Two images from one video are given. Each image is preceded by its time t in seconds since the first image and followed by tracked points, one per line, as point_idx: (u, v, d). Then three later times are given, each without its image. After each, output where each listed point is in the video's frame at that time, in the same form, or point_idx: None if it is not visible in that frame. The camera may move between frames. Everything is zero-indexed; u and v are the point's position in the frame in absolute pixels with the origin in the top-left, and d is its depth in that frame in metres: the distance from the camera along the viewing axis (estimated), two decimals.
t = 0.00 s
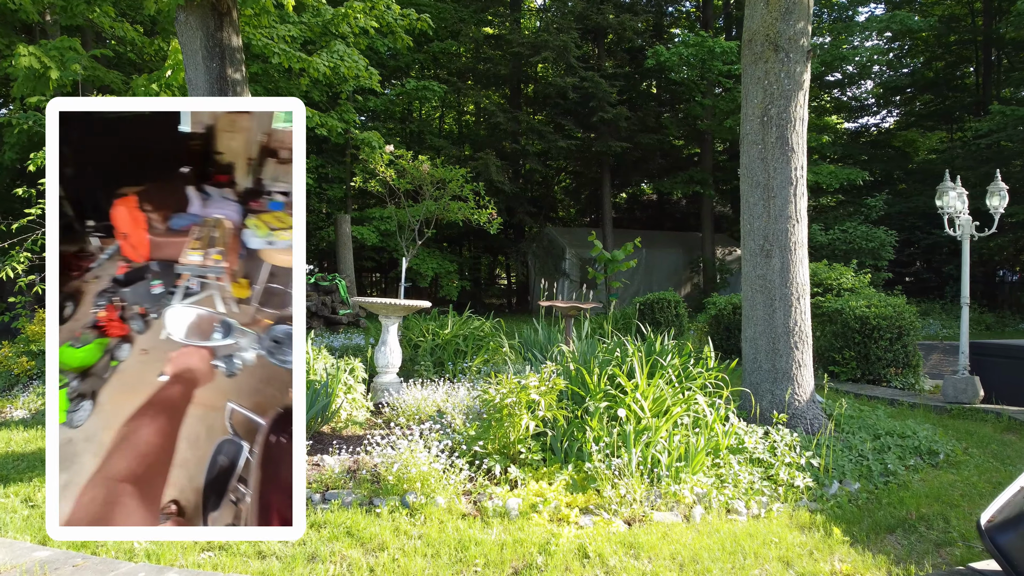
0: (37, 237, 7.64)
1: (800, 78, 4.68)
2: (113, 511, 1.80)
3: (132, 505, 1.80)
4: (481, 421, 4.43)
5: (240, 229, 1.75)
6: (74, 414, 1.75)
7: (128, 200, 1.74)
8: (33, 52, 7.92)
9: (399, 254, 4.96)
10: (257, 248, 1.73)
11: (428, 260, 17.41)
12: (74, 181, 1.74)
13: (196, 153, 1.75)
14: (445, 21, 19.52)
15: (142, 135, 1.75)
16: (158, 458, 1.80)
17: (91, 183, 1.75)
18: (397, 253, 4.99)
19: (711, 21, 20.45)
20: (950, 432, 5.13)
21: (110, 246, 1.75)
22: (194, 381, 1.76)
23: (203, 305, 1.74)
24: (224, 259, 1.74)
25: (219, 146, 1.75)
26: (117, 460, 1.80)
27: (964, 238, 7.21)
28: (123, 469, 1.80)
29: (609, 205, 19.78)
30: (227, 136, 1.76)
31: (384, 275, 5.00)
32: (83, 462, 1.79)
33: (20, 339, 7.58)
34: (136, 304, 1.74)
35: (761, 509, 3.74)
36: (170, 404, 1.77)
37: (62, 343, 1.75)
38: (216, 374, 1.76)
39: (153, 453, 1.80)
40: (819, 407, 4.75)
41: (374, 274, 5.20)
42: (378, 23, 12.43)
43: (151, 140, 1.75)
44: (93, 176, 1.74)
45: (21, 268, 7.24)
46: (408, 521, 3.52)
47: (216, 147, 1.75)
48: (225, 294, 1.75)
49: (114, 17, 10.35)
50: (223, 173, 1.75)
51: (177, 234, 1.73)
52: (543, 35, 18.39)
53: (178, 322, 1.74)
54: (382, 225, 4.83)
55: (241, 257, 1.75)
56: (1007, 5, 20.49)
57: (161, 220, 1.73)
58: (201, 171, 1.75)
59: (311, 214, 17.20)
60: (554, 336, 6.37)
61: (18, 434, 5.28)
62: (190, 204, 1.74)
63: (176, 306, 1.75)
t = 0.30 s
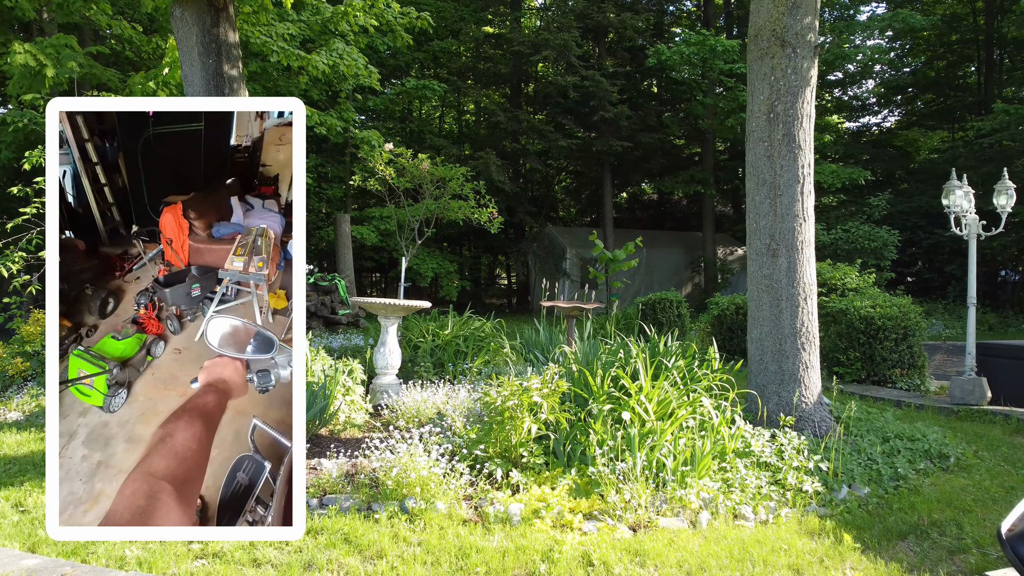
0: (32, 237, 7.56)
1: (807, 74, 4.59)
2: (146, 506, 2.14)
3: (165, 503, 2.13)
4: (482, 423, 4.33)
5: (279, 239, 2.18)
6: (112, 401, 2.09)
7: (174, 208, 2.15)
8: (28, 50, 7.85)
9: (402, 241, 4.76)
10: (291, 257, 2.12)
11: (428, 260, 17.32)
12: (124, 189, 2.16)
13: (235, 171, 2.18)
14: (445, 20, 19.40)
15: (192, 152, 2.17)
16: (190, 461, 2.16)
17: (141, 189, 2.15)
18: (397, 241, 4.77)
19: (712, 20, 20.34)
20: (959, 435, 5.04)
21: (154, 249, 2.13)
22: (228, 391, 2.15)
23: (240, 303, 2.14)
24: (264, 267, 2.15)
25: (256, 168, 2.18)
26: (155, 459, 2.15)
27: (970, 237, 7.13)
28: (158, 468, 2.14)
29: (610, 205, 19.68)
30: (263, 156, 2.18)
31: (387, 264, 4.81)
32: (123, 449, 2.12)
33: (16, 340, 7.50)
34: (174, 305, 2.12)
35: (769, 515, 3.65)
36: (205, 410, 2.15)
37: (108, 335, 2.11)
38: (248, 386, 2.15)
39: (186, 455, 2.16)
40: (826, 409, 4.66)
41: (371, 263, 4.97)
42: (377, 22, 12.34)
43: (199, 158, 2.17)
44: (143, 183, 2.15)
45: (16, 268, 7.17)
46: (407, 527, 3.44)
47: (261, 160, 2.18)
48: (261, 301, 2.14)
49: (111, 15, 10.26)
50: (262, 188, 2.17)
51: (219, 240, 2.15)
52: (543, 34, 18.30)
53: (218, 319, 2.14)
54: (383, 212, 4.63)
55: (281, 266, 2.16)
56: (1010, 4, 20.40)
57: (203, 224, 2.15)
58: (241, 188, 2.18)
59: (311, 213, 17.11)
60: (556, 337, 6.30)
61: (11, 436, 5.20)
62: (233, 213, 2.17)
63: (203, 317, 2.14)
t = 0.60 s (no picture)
0: (27, 236, 7.47)
1: (814, 70, 4.50)
2: (121, 510, 2.11)
3: (139, 508, 2.11)
4: (483, 427, 4.24)
5: (273, 246, 2.22)
6: (115, 398, 2.10)
7: (173, 217, 2.18)
8: (23, 47, 7.75)
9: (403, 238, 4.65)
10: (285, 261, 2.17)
11: (427, 260, 17.22)
12: (124, 201, 2.19)
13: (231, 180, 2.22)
14: (445, 19, 19.29)
15: (187, 163, 2.18)
16: (167, 467, 2.13)
17: (142, 200, 2.19)
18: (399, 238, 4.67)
19: (714, 19, 20.25)
20: (969, 438, 4.95)
21: (152, 257, 2.18)
22: (208, 398, 2.12)
23: (233, 308, 2.18)
24: (258, 270, 2.20)
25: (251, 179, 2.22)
26: (130, 463, 2.12)
27: (977, 236, 7.04)
28: (133, 472, 2.11)
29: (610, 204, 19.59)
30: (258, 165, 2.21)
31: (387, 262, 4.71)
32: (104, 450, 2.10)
33: (11, 341, 7.42)
34: (173, 308, 2.13)
35: (777, 521, 3.56)
36: (185, 417, 2.12)
37: (109, 336, 2.11)
38: (230, 393, 2.14)
39: (162, 460, 2.13)
40: (834, 412, 4.58)
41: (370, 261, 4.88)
42: (376, 20, 12.24)
43: (196, 168, 2.19)
44: (143, 194, 2.18)
45: (11, 268, 7.08)
46: (406, 534, 3.35)
47: (255, 173, 2.22)
48: (257, 304, 2.18)
49: (108, 13, 10.15)
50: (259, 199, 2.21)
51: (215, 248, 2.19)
52: (544, 33, 18.22)
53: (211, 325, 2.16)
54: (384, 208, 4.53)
55: (275, 271, 2.19)
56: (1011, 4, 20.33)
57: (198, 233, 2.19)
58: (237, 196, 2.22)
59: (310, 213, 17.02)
60: (558, 338, 6.22)
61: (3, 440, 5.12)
62: (228, 222, 2.21)
63: (199, 321, 2.15)
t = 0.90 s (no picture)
0: (22, 235, 7.38)
1: (822, 66, 4.41)
2: (85, 509, 2.18)
3: (103, 506, 2.18)
4: (485, 430, 4.15)
5: (262, 250, 2.25)
6: (113, 396, 2.19)
7: (168, 224, 2.26)
8: (19, 45, 7.67)
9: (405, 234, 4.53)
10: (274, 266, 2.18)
11: (427, 260, 17.12)
12: (120, 209, 2.26)
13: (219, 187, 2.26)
14: (445, 17, 19.19)
15: (178, 171, 2.24)
16: (135, 466, 2.21)
17: (136, 206, 2.26)
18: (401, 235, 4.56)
19: (715, 18, 20.17)
20: (979, 441, 4.86)
21: (148, 262, 2.25)
22: (179, 401, 2.20)
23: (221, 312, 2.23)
24: (247, 272, 2.23)
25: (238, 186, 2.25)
26: (95, 461, 2.20)
27: (985, 236, 6.95)
28: (99, 472, 2.19)
29: (611, 204, 19.51)
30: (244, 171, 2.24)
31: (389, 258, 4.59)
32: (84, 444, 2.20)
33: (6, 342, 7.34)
34: (168, 310, 2.22)
35: (786, 527, 3.47)
36: (155, 418, 2.20)
37: (108, 338, 2.20)
38: (200, 395, 2.21)
39: (131, 461, 2.21)
40: (842, 415, 4.49)
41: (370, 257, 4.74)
42: (376, 18, 12.15)
43: (188, 176, 2.24)
44: (139, 203, 2.26)
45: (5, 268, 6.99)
46: (405, 541, 3.25)
47: (246, 182, 2.25)
48: (248, 306, 2.21)
49: (106, 10, 10.06)
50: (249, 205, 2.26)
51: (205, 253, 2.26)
52: (544, 32, 18.12)
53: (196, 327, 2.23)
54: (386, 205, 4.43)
55: (265, 274, 2.20)
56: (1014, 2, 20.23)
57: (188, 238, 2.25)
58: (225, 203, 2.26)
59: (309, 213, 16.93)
60: (559, 339, 6.11)
61: None
62: (220, 229, 2.27)
63: (192, 322, 2.22)
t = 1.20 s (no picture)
0: (18, 235, 7.30)
1: (830, 61, 4.32)
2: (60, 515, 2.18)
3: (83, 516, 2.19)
4: (486, 433, 4.05)
5: (257, 253, 2.29)
6: (117, 392, 2.20)
7: (165, 228, 2.27)
8: (14, 42, 7.58)
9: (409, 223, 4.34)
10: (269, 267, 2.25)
11: (427, 259, 17.03)
12: (117, 215, 2.30)
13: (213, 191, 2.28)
14: (445, 16, 19.11)
15: (174, 179, 2.27)
16: (107, 480, 2.20)
17: (133, 213, 2.29)
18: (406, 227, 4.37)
19: (716, 17, 20.05)
20: (989, 444, 4.77)
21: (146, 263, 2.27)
22: (160, 410, 2.22)
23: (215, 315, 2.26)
24: (244, 272, 2.28)
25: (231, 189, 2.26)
26: (68, 476, 2.19)
27: (992, 235, 6.86)
28: (73, 486, 2.19)
29: (612, 203, 19.44)
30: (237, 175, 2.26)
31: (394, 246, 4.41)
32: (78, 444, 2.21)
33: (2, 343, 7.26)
34: (168, 310, 2.24)
35: (796, 533, 3.38)
36: (135, 429, 2.20)
37: (110, 337, 2.22)
38: (182, 403, 2.23)
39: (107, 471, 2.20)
40: (850, 417, 4.40)
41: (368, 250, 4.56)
42: (376, 16, 12.05)
43: (184, 183, 2.27)
44: (136, 210, 2.29)
45: None
46: (405, 548, 3.16)
47: (239, 188, 2.27)
48: (245, 305, 2.26)
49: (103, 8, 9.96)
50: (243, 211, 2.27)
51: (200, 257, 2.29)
52: (545, 30, 18.03)
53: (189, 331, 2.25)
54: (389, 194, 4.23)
55: (261, 276, 2.27)
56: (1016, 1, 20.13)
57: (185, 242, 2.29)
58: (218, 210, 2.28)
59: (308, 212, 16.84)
60: (561, 341, 6.04)
61: None
62: (216, 233, 2.29)
63: (192, 322, 2.25)
